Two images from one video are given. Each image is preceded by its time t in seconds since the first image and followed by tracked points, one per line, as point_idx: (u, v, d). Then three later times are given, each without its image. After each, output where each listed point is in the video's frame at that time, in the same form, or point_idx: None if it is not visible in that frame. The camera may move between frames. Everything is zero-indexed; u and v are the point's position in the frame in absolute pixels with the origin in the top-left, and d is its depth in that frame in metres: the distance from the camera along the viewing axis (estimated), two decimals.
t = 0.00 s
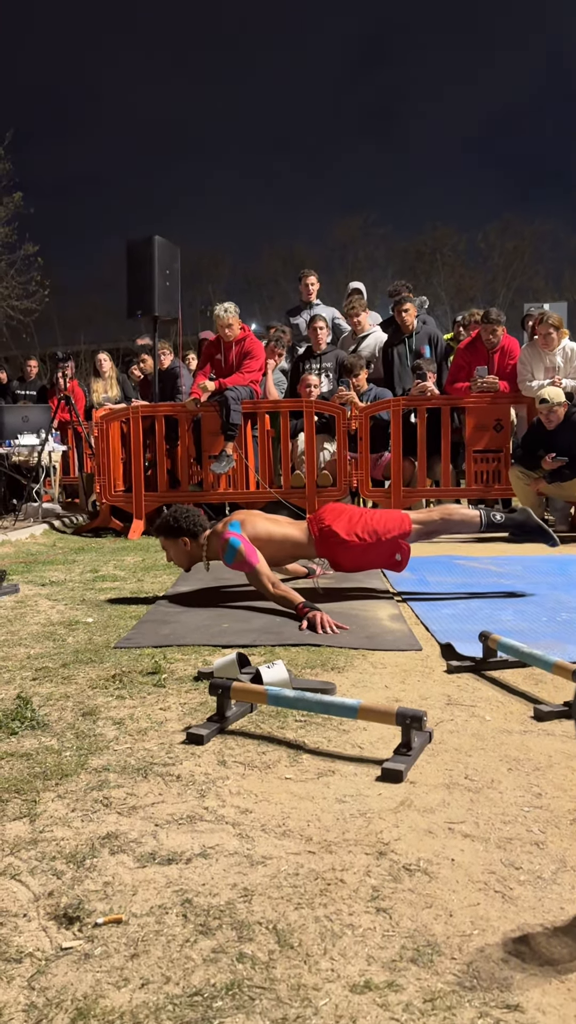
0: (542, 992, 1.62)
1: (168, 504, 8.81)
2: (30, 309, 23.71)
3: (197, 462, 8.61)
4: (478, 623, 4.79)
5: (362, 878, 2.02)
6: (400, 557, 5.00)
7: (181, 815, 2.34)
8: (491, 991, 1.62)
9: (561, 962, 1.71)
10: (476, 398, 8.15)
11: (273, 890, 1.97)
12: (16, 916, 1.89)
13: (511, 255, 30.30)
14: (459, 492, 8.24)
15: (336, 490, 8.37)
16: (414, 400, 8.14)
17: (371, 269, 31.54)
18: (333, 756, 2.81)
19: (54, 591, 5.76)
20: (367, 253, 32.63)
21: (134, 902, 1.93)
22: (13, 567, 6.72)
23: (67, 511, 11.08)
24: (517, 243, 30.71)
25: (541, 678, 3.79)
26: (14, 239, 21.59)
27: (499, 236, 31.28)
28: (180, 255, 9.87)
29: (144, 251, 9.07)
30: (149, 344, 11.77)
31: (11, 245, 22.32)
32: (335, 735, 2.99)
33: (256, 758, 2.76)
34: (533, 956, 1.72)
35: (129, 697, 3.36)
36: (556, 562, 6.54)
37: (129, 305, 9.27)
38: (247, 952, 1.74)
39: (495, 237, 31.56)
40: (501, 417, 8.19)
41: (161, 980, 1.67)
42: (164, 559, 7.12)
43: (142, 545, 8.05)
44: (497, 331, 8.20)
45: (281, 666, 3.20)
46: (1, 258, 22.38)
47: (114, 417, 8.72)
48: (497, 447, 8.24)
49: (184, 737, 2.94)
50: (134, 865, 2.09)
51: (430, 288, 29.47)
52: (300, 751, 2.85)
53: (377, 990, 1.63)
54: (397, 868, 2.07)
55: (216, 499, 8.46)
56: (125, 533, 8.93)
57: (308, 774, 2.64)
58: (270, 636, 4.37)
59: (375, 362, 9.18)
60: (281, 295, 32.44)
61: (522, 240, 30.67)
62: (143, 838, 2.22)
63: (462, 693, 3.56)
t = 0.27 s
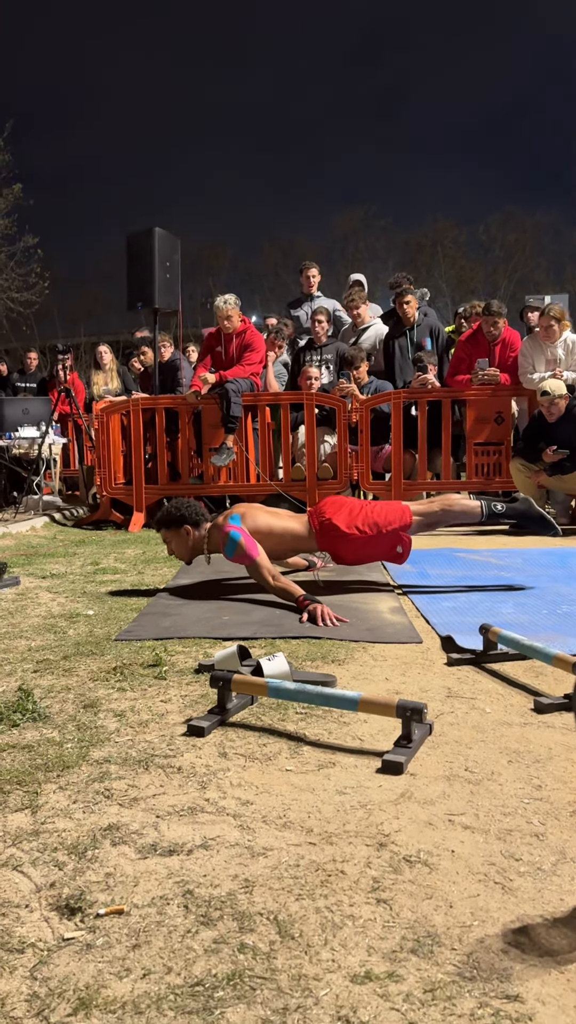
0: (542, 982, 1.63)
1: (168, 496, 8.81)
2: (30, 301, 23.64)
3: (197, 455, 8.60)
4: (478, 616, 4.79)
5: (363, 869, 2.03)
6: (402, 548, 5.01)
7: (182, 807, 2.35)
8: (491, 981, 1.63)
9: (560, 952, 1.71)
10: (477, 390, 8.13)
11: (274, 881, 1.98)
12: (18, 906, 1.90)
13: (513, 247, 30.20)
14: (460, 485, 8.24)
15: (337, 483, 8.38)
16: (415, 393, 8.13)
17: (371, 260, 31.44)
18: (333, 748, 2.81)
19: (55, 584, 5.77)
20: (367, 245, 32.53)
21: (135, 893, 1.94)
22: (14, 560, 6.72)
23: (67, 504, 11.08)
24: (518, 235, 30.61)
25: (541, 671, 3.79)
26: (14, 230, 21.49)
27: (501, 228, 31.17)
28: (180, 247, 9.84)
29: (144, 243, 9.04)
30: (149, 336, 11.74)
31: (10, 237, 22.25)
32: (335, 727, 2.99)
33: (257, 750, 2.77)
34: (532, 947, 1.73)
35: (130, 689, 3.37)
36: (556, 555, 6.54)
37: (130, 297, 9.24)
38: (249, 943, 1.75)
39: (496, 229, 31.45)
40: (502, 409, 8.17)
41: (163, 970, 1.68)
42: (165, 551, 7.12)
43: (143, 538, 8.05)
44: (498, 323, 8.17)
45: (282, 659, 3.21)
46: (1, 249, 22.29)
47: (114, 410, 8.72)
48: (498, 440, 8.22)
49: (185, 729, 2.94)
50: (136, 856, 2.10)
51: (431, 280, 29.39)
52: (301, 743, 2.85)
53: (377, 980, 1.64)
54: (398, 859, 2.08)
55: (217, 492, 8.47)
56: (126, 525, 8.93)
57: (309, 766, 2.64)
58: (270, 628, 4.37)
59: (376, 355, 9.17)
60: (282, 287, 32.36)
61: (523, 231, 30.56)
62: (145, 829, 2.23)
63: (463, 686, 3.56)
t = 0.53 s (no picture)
0: (542, 974, 1.64)
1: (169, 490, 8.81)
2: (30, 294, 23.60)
3: (197, 449, 8.59)
4: (478, 610, 4.79)
5: (364, 862, 2.03)
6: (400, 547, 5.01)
7: (184, 800, 2.35)
8: (492, 973, 1.64)
9: (560, 944, 1.72)
10: (477, 384, 8.12)
11: (275, 873, 1.98)
12: (20, 899, 1.91)
13: (513, 240, 30.13)
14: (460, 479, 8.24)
15: (337, 477, 8.35)
16: (415, 386, 8.12)
17: (372, 253, 31.31)
18: (334, 741, 2.82)
19: (56, 578, 5.77)
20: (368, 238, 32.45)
21: (137, 886, 1.94)
22: (14, 554, 6.73)
23: (68, 498, 11.08)
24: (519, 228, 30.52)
25: (541, 664, 3.80)
26: (14, 223, 21.43)
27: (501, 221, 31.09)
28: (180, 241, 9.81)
29: (144, 236, 9.02)
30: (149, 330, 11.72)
31: (10, 230, 22.21)
32: (336, 721, 3.00)
33: (258, 743, 2.78)
34: (533, 939, 1.74)
35: (131, 683, 3.37)
36: (556, 548, 6.54)
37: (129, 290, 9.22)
38: (250, 935, 1.75)
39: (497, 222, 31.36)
40: (503, 403, 8.16)
41: (164, 962, 1.68)
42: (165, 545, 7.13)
43: (143, 532, 8.06)
44: (499, 317, 8.15)
45: (282, 653, 3.21)
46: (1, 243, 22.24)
47: (114, 404, 8.71)
48: (498, 434, 8.21)
49: (185, 722, 2.95)
50: (137, 849, 2.10)
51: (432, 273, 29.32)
52: (302, 736, 2.86)
53: (378, 973, 1.64)
54: (398, 852, 2.08)
55: (217, 486, 8.44)
56: (126, 519, 8.93)
57: (309, 760, 2.65)
58: (271, 622, 4.38)
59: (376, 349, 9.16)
60: (282, 280, 32.30)
61: (524, 224, 30.43)
62: (146, 822, 2.24)
63: (463, 679, 3.57)
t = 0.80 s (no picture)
0: (541, 967, 1.64)
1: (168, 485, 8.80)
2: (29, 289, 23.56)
3: (197, 444, 8.58)
4: (478, 604, 4.79)
5: (363, 855, 2.04)
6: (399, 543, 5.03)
7: (183, 794, 2.36)
8: (490, 966, 1.64)
9: (559, 938, 1.73)
10: (477, 379, 8.11)
11: (275, 867, 1.99)
12: (20, 893, 1.91)
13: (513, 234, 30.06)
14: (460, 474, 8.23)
15: (337, 472, 8.35)
16: (415, 381, 8.11)
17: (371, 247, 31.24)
18: (333, 736, 2.82)
19: (55, 573, 5.78)
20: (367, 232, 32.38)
21: (137, 880, 1.95)
22: (14, 549, 6.72)
23: (67, 493, 11.08)
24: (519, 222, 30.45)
25: (540, 658, 3.80)
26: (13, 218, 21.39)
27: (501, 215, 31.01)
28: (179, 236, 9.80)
29: (142, 231, 9.00)
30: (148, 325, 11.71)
31: (9, 225, 22.17)
32: (335, 715, 3.00)
33: (258, 738, 2.78)
34: (531, 933, 1.74)
35: (131, 677, 3.38)
36: (556, 543, 6.54)
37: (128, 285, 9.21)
38: (250, 929, 1.76)
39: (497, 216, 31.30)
40: (502, 398, 8.15)
41: (164, 956, 1.69)
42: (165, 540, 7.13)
43: (143, 527, 8.06)
44: (498, 311, 8.14)
45: (281, 648, 3.22)
46: None
47: (113, 398, 8.70)
48: (498, 428, 8.21)
49: (185, 717, 2.96)
50: (137, 843, 2.11)
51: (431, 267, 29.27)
52: (301, 730, 2.86)
53: (377, 966, 1.65)
54: (397, 846, 2.09)
55: (216, 481, 8.43)
56: (125, 514, 8.93)
57: (309, 754, 2.65)
58: (270, 617, 4.38)
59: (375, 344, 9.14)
60: (281, 275, 32.25)
61: (523, 217, 30.36)
62: (146, 816, 2.24)
63: (462, 673, 3.57)
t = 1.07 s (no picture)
0: (541, 963, 1.65)
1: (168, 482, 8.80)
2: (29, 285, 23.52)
3: (197, 441, 8.58)
4: (477, 601, 4.79)
5: (363, 851, 2.04)
6: (400, 539, 5.02)
7: (183, 791, 2.36)
8: (490, 962, 1.65)
9: (559, 933, 1.73)
10: (476, 375, 8.11)
11: (275, 863, 1.99)
12: (21, 890, 1.92)
13: (513, 230, 30.02)
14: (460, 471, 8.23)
15: (337, 468, 8.35)
16: (415, 377, 8.10)
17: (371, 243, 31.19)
18: (333, 732, 2.83)
19: (55, 570, 5.78)
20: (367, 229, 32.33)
21: (137, 876, 1.95)
22: (14, 546, 6.72)
23: (67, 490, 11.08)
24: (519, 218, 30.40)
25: (539, 655, 3.80)
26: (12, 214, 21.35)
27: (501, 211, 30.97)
28: (179, 233, 9.80)
29: (142, 227, 8.98)
30: (147, 321, 11.69)
31: (8, 221, 22.14)
32: (335, 712, 3.00)
33: (258, 734, 2.78)
34: (531, 928, 1.75)
35: (131, 674, 3.39)
36: (555, 539, 6.55)
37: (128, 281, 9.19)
38: (250, 925, 1.76)
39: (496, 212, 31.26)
40: (502, 394, 8.15)
41: (165, 953, 1.69)
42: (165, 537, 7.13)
43: (142, 524, 8.06)
44: (498, 308, 8.13)
45: (281, 644, 3.22)
46: None
47: (113, 395, 8.69)
48: (498, 424, 8.20)
49: (185, 714, 2.96)
50: (137, 840, 2.11)
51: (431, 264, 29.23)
52: (301, 727, 2.86)
53: (377, 962, 1.65)
54: (397, 842, 2.09)
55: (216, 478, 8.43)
56: (125, 511, 8.93)
57: (309, 751, 2.66)
58: (270, 614, 4.38)
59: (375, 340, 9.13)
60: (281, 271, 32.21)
61: (523, 213, 30.30)
62: (146, 813, 2.25)
63: (462, 670, 3.58)
